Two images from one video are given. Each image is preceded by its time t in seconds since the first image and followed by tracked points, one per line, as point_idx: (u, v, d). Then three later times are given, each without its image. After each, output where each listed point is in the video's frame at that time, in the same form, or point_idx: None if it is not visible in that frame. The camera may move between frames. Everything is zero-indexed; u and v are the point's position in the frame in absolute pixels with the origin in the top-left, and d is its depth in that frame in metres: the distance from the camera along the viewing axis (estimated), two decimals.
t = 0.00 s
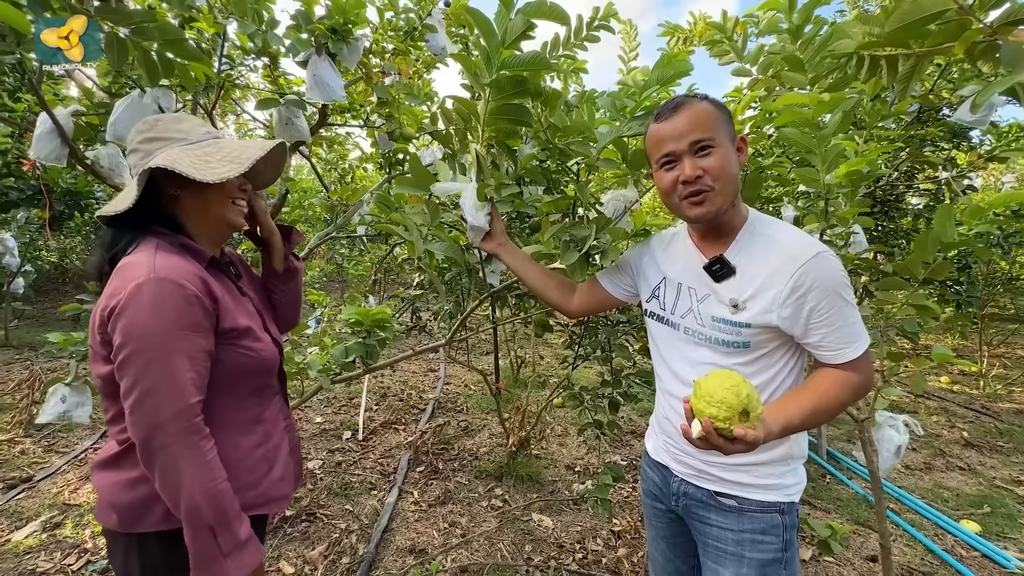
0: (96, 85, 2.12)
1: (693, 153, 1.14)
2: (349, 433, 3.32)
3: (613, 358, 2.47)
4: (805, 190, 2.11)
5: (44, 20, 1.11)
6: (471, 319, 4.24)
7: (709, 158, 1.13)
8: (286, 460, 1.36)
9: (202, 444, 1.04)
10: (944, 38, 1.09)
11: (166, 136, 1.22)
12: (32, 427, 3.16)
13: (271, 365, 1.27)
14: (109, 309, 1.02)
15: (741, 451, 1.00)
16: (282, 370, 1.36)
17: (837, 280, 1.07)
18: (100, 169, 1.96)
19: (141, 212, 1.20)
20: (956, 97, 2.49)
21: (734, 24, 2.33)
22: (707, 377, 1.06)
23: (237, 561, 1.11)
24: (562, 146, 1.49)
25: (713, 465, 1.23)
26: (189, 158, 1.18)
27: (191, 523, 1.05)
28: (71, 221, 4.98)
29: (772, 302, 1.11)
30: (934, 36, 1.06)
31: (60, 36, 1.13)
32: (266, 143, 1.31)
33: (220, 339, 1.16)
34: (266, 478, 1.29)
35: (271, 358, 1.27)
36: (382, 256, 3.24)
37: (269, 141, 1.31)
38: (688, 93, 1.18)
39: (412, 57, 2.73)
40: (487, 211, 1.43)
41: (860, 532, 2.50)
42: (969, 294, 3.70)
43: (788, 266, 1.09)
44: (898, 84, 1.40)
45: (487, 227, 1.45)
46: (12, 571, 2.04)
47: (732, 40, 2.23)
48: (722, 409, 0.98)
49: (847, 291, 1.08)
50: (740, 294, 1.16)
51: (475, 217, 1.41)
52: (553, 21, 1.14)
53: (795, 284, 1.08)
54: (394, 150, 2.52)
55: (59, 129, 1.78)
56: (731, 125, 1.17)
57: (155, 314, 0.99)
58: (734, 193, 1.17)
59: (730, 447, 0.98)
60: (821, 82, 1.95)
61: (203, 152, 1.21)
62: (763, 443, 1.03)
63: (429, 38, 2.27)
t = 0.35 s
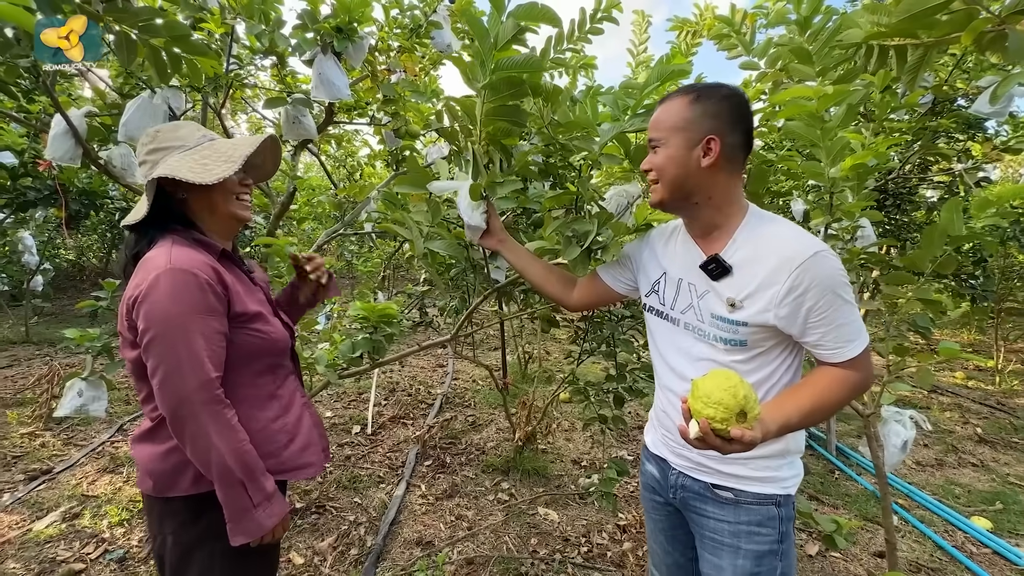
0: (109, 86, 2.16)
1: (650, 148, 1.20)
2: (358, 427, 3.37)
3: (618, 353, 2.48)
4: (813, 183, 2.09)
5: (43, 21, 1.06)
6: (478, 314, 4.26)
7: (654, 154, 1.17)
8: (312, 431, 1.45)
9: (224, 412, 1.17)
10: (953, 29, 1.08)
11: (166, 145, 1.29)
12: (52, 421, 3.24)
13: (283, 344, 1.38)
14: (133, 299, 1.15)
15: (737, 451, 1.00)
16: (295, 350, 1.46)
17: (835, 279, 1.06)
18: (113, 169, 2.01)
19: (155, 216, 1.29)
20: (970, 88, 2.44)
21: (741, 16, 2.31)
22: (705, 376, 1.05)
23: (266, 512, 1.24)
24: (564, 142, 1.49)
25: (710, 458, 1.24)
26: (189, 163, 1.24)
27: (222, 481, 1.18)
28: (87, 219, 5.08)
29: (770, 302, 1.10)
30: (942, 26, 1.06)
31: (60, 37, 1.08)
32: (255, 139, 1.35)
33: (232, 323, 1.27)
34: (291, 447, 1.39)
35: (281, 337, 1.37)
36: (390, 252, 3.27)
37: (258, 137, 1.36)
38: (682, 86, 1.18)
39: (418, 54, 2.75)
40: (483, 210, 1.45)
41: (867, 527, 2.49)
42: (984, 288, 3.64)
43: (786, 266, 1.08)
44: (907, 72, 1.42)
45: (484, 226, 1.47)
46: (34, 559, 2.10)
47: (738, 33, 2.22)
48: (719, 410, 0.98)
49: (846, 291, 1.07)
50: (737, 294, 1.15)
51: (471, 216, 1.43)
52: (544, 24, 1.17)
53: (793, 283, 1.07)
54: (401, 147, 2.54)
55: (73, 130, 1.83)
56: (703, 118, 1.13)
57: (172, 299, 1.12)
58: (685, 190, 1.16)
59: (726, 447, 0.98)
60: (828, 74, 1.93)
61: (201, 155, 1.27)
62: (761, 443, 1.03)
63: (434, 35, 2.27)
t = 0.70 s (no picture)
0: (120, 89, 2.21)
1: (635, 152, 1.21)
2: (365, 423, 3.41)
3: (620, 349, 2.49)
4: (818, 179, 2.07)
5: (46, 18, 1.02)
6: (485, 312, 4.29)
7: (636, 158, 1.18)
8: (310, 420, 1.47)
9: (220, 402, 1.21)
10: (954, 23, 1.06)
11: (189, 152, 1.37)
12: (69, 415, 3.33)
13: (287, 336, 1.41)
14: (148, 291, 1.20)
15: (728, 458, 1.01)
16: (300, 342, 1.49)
17: (823, 284, 1.05)
18: (123, 170, 2.06)
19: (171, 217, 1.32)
20: (983, 80, 2.39)
21: (745, 11, 2.28)
22: (692, 384, 1.06)
23: (245, 504, 1.26)
24: (560, 141, 1.50)
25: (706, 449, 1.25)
26: (216, 165, 1.33)
27: (209, 468, 1.21)
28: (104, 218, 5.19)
29: (758, 310, 1.11)
30: (944, 19, 1.04)
31: (59, 36, 1.04)
32: (271, 152, 1.48)
33: (239, 315, 1.31)
34: (288, 435, 1.41)
35: (286, 329, 1.40)
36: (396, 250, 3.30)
37: (273, 150, 1.49)
38: (668, 90, 1.18)
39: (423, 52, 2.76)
40: (477, 208, 1.45)
41: (872, 526, 2.47)
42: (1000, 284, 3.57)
43: (773, 271, 1.08)
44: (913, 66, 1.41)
45: (477, 224, 1.47)
46: (51, 549, 2.17)
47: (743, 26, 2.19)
48: (705, 419, 0.98)
49: (835, 294, 1.06)
50: (727, 302, 1.16)
51: (465, 213, 1.44)
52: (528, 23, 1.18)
53: (781, 289, 1.07)
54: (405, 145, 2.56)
55: (84, 133, 1.88)
56: (684, 124, 1.13)
57: (180, 294, 1.16)
58: (666, 196, 1.17)
59: (715, 455, 0.99)
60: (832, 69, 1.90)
61: (225, 160, 1.37)
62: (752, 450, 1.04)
63: (437, 34, 2.28)
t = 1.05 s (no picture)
0: (132, 92, 2.26)
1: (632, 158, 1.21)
2: (373, 420, 3.45)
3: (625, 348, 2.49)
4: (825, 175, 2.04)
5: (46, 21, 1.16)
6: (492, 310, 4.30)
7: (634, 165, 1.18)
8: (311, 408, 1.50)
9: (247, 384, 1.25)
10: (960, 16, 1.04)
11: (198, 155, 1.41)
12: (87, 410, 3.42)
13: (295, 327, 1.44)
14: (165, 287, 1.23)
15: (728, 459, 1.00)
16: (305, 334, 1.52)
17: (833, 284, 1.03)
18: (135, 171, 2.11)
19: (181, 215, 1.35)
20: (998, 74, 2.33)
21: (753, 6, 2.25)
22: (694, 384, 1.04)
23: (283, 475, 1.31)
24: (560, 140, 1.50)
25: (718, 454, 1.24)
26: (228, 166, 1.38)
27: (244, 446, 1.25)
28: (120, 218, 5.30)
29: (765, 310, 1.10)
30: (949, 13, 1.03)
31: (59, 36, 1.17)
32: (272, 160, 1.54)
33: (251, 307, 1.34)
34: (299, 420, 1.45)
35: (293, 320, 1.44)
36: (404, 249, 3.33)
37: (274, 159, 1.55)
38: (657, 91, 1.18)
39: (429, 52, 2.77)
40: (482, 206, 1.46)
41: (882, 527, 2.44)
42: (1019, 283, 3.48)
43: (781, 271, 1.06)
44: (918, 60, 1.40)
45: (481, 221, 1.48)
46: (69, 540, 2.24)
47: (751, 21, 2.16)
48: (704, 419, 0.97)
49: (846, 295, 1.04)
50: (734, 302, 1.15)
51: (470, 210, 1.44)
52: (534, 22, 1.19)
53: (788, 290, 1.06)
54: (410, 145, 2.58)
55: (97, 136, 1.92)
56: (675, 125, 1.13)
57: (198, 285, 1.20)
58: (667, 198, 1.17)
59: (715, 456, 0.97)
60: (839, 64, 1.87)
61: (234, 162, 1.42)
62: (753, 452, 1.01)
63: (442, 34, 2.29)
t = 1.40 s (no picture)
0: (146, 95, 2.32)
1: (652, 150, 1.20)
2: (381, 417, 3.48)
3: (631, 347, 2.48)
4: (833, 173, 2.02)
5: (47, 21, 1.23)
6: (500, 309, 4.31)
7: (654, 157, 1.17)
8: (310, 405, 1.53)
9: (254, 378, 1.28)
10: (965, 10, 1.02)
11: (205, 155, 1.44)
12: (104, 406, 3.50)
13: (295, 325, 1.46)
14: (169, 287, 1.26)
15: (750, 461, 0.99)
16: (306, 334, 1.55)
17: (855, 277, 1.01)
18: (148, 173, 2.16)
19: (184, 211, 1.38)
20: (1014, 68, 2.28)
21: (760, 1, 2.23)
22: (711, 384, 1.03)
23: (296, 463, 1.35)
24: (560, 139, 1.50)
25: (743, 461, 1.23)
26: (235, 167, 1.42)
27: (256, 438, 1.29)
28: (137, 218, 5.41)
29: (783, 306, 1.09)
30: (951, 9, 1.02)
31: (59, 36, 1.25)
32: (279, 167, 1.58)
33: (252, 306, 1.37)
34: (301, 416, 1.48)
35: (293, 318, 1.46)
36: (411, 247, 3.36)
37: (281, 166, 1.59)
38: (682, 84, 1.17)
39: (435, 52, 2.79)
40: (481, 201, 1.51)
41: (892, 530, 2.41)
42: None
43: (799, 265, 1.06)
44: (926, 55, 1.40)
45: (481, 216, 1.52)
46: (85, 531, 2.30)
47: (758, 18, 2.14)
48: (723, 419, 0.96)
49: (871, 289, 1.02)
50: (750, 298, 1.15)
51: (469, 205, 1.50)
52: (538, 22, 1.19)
53: (808, 284, 1.05)
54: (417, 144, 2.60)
55: (111, 138, 1.97)
56: (702, 119, 1.12)
57: (201, 284, 1.22)
58: (687, 193, 1.16)
59: (736, 457, 0.96)
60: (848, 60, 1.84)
61: (242, 164, 1.45)
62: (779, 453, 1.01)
63: (448, 34, 2.30)
